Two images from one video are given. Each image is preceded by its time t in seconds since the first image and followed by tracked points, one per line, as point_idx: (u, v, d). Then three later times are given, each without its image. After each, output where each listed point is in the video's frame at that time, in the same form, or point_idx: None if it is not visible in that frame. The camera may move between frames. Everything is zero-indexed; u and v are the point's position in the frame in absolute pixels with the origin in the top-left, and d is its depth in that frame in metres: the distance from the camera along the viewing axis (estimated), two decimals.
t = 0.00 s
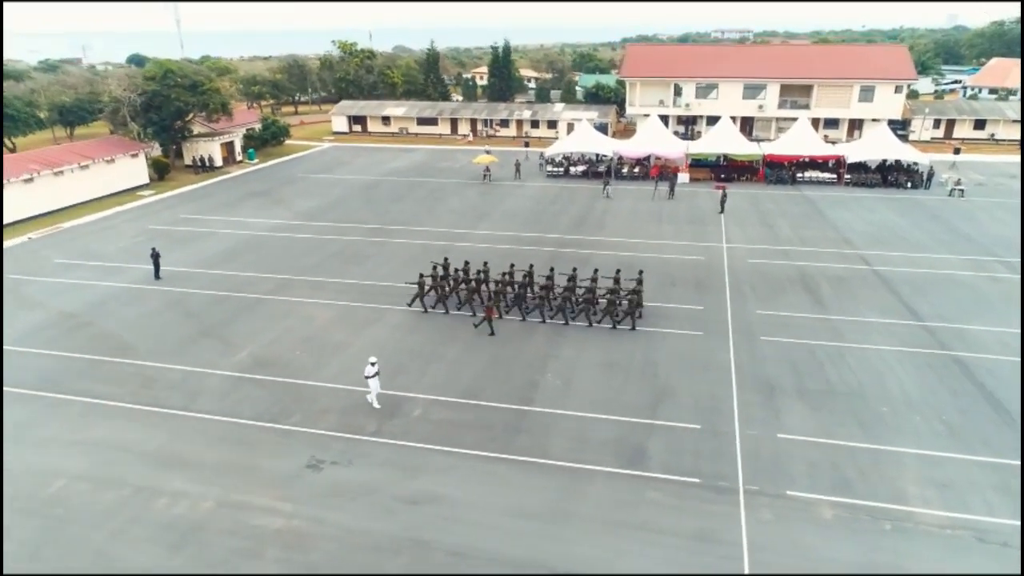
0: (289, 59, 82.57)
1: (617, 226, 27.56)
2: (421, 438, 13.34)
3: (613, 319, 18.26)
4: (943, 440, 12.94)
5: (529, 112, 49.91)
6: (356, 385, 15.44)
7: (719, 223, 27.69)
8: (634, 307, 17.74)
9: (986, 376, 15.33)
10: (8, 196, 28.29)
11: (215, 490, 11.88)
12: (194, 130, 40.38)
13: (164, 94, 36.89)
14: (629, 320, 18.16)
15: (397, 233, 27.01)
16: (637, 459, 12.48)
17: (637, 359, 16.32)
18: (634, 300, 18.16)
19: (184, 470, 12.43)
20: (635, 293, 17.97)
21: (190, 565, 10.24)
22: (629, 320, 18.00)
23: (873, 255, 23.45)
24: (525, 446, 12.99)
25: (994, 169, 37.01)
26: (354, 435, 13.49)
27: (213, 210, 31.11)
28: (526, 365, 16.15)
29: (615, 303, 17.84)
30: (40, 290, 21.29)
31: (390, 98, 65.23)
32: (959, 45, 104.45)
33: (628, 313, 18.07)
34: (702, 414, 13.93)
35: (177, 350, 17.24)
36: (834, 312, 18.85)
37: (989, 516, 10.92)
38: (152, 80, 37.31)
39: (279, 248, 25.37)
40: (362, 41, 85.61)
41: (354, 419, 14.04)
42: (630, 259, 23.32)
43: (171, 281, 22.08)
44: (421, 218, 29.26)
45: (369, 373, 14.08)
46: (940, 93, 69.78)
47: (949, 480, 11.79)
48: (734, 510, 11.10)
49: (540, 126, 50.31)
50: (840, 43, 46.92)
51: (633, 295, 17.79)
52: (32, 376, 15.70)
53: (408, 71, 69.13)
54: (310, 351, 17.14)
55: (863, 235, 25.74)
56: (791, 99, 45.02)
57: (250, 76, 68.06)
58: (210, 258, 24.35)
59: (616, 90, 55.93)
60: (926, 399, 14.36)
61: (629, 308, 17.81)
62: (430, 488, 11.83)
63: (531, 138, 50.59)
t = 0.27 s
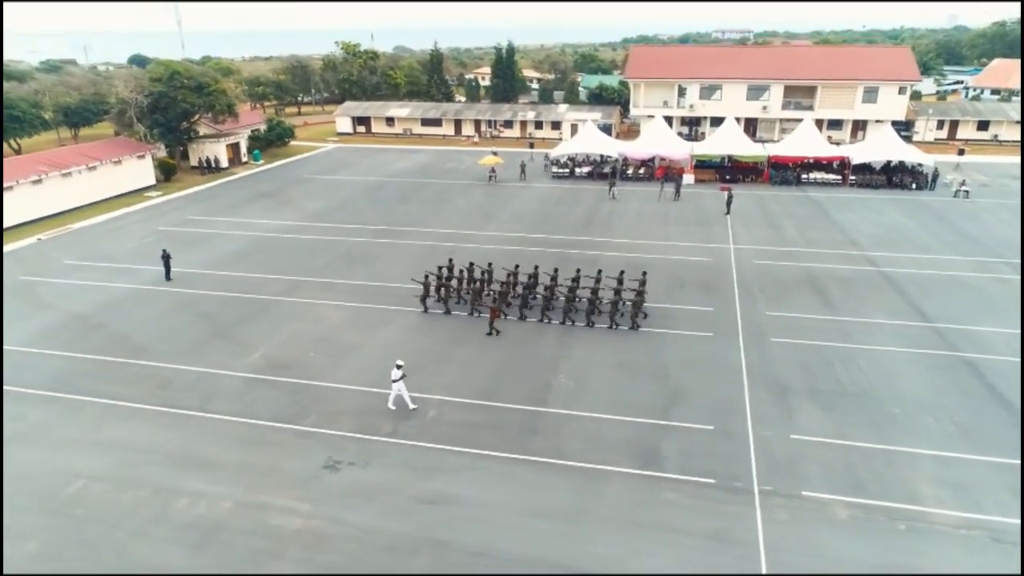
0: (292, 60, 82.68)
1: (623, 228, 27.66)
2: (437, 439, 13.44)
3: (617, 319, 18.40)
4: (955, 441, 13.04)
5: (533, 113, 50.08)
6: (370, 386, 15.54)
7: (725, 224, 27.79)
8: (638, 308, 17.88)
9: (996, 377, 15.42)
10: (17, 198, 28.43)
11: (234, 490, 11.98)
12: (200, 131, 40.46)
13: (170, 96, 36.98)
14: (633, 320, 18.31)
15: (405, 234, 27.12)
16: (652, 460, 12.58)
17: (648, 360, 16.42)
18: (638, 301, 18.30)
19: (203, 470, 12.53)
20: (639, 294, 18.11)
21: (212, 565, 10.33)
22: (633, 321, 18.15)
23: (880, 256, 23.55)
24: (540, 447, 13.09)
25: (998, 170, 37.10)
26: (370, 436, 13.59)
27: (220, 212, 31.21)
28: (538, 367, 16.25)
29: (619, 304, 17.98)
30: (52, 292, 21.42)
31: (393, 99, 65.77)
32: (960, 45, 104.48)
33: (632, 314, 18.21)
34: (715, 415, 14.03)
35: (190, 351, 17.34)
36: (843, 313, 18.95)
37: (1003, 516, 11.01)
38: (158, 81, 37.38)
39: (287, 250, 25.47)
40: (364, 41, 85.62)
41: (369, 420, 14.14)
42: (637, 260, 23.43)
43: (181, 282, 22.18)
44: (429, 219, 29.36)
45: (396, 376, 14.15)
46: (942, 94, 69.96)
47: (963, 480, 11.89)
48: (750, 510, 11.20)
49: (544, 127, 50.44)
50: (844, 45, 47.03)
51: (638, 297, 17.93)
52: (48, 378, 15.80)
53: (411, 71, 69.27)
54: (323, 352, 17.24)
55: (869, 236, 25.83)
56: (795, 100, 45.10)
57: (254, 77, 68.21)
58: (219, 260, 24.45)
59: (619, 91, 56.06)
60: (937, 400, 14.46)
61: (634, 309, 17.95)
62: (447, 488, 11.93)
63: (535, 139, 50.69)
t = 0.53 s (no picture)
0: (294, 61, 82.70)
1: (630, 229, 27.77)
2: (452, 440, 13.55)
3: (620, 320, 18.54)
4: (967, 442, 13.13)
5: (537, 114, 50.28)
6: (383, 387, 15.64)
7: (731, 225, 27.89)
8: (641, 309, 18.01)
9: (1005, 377, 15.51)
10: (25, 199, 28.52)
11: (252, 491, 12.08)
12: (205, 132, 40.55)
13: (177, 97, 37.06)
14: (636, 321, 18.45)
15: (412, 235, 27.22)
16: (666, 461, 12.68)
17: (658, 361, 16.53)
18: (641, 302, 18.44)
19: (221, 471, 12.63)
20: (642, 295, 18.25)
21: (233, 565, 10.43)
22: (636, 321, 18.29)
23: (887, 257, 23.64)
24: (555, 447, 13.19)
25: (1002, 171, 37.18)
26: (385, 437, 13.69)
27: (227, 213, 31.29)
28: (549, 368, 16.35)
29: (622, 305, 18.13)
30: (62, 293, 21.50)
31: (396, 100, 66.57)
32: (961, 45, 104.53)
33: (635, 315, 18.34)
34: (727, 416, 14.13)
35: (203, 352, 17.43)
36: (852, 314, 19.05)
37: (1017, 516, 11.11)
38: (164, 83, 37.44)
39: (296, 251, 25.56)
40: (366, 42, 85.62)
41: (384, 421, 14.24)
42: (644, 261, 23.54)
43: (191, 283, 22.27)
44: (435, 221, 29.46)
45: (421, 378, 14.22)
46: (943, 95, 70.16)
47: (975, 481, 11.99)
48: (765, 510, 11.30)
49: (547, 127, 50.55)
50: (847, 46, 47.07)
51: (641, 297, 18.07)
52: (63, 379, 15.90)
53: (414, 72, 69.40)
54: (335, 353, 17.34)
55: (875, 237, 25.94)
56: (798, 101, 45.21)
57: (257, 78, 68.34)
58: (228, 261, 24.53)
59: (622, 91, 56.21)
60: (948, 401, 14.56)
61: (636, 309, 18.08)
62: (464, 489, 12.03)
63: (539, 140, 50.78)
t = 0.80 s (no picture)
0: (294, 62, 82.66)
1: (635, 230, 27.91)
2: (468, 441, 13.67)
3: (622, 321, 18.71)
4: (977, 441, 13.29)
5: (539, 115, 50.49)
6: (397, 388, 15.75)
7: (736, 226, 28.06)
8: (642, 310, 18.17)
9: (1012, 377, 15.68)
10: (31, 201, 28.56)
11: (272, 492, 12.20)
12: (209, 133, 40.57)
13: (181, 99, 37.08)
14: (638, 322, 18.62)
15: (419, 237, 27.35)
16: (681, 460, 12.82)
17: (669, 362, 16.66)
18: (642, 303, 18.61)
19: (240, 472, 12.74)
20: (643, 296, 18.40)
21: (257, 565, 10.54)
22: (637, 322, 18.46)
23: (892, 258, 23.81)
24: (570, 447, 13.32)
25: (1003, 171, 37.39)
26: (401, 438, 13.80)
27: (233, 214, 31.38)
28: (561, 369, 16.49)
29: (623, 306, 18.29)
30: (72, 295, 21.58)
31: (397, 101, 66.75)
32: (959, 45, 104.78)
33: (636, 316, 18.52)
34: (739, 416, 14.27)
35: (216, 354, 17.54)
36: (859, 314, 19.22)
37: None
38: (168, 84, 37.43)
39: (303, 253, 25.67)
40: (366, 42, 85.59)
41: (399, 422, 14.36)
42: (651, 262, 23.69)
43: (200, 286, 22.36)
44: (442, 222, 29.58)
45: (448, 385, 14.22)
46: (942, 95, 70.42)
47: (987, 479, 12.14)
48: (781, 510, 11.44)
49: (549, 128, 50.65)
50: (848, 47, 47.26)
51: (642, 299, 18.23)
52: (78, 382, 16.00)
53: (414, 73, 69.53)
54: (348, 355, 17.46)
55: (880, 238, 26.10)
56: (799, 102, 45.44)
57: (258, 79, 68.40)
58: (236, 263, 24.61)
59: (623, 92, 56.42)
60: (957, 401, 14.72)
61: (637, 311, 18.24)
62: (482, 489, 12.15)
63: (541, 141, 50.85)
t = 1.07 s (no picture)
0: (291, 63, 82.56)
1: (637, 230, 28.02)
2: (479, 441, 13.73)
3: (622, 322, 18.82)
4: (983, 440, 13.42)
5: (538, 115, 50.65)
6: (406, 389, 15.81)
7: (738, 226, 28.20)
8: (642, 310, 18.28)
9: (1016, 376, 15.83)
10: (32, 203, 28.51)
11: (285, 493, 12.25)
12: (209, 135, 40.52)
13: (181, 100, 37.04)
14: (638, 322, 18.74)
15: (422, 238, 27.41)
16: (691, 460, 12.92)
17: (676, 362, 16.76)
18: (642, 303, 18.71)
19: (253, 474, 12.78)
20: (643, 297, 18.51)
21: (274, 566, 10.60)
22: (637, 323, 18.58)
23: (893, 258, 23.97)
24: (580, 448, 13.41)
25: (1000, 171, 37.65)
26: (412, 439, 13.86)
27: (235, 216, 31.38)
28: (569, 369, 16.57)
29: (623, 307, 18.39)
30: (76, 297, 21.56)
31: (395, 102, 66.81)
32: (953, 45, 105.24)
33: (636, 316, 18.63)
34: (747, 416, 14.38)
35: (224, 355, 17.57)
36: (862, 314, 19.36)
37: None
38: (169, 86, 37.37)
39: (307, 254, 25.69)
40: (363, 43, 85.50)
41: (409, 422, 14.43)
42: (654, 263, 23.80)
43: (205, 287, 22.37)
44: (444, 223, 29.63)
45: (470, 388, 14.21)
46: (937, 96, 70.73)
47: (994, 478, 12.27)
48: (792, 509, 11.54)
49: (548, 129, 50.72)
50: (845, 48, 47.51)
51: (641, 299, 18.34)
52: (86, 384, 16.01)
53: (412, 74, 69.59)
54: (355, 356, 17.50)
55: (881, 238, 26.27)
56: (797, 103, 45.66)
57: (256, 79, 68.31)
58: (240, 264, 24.62)
59: (621, 93, 56.59)
60: (962, 400, 14.86)
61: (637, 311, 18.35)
62: (495, 490, 12.22)
63: (540, 142, 50.91)
